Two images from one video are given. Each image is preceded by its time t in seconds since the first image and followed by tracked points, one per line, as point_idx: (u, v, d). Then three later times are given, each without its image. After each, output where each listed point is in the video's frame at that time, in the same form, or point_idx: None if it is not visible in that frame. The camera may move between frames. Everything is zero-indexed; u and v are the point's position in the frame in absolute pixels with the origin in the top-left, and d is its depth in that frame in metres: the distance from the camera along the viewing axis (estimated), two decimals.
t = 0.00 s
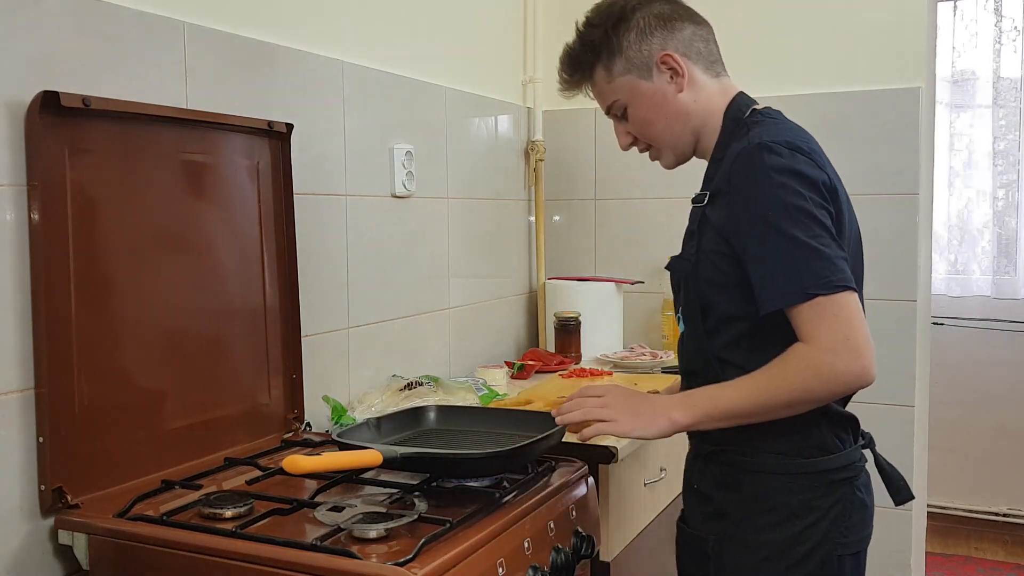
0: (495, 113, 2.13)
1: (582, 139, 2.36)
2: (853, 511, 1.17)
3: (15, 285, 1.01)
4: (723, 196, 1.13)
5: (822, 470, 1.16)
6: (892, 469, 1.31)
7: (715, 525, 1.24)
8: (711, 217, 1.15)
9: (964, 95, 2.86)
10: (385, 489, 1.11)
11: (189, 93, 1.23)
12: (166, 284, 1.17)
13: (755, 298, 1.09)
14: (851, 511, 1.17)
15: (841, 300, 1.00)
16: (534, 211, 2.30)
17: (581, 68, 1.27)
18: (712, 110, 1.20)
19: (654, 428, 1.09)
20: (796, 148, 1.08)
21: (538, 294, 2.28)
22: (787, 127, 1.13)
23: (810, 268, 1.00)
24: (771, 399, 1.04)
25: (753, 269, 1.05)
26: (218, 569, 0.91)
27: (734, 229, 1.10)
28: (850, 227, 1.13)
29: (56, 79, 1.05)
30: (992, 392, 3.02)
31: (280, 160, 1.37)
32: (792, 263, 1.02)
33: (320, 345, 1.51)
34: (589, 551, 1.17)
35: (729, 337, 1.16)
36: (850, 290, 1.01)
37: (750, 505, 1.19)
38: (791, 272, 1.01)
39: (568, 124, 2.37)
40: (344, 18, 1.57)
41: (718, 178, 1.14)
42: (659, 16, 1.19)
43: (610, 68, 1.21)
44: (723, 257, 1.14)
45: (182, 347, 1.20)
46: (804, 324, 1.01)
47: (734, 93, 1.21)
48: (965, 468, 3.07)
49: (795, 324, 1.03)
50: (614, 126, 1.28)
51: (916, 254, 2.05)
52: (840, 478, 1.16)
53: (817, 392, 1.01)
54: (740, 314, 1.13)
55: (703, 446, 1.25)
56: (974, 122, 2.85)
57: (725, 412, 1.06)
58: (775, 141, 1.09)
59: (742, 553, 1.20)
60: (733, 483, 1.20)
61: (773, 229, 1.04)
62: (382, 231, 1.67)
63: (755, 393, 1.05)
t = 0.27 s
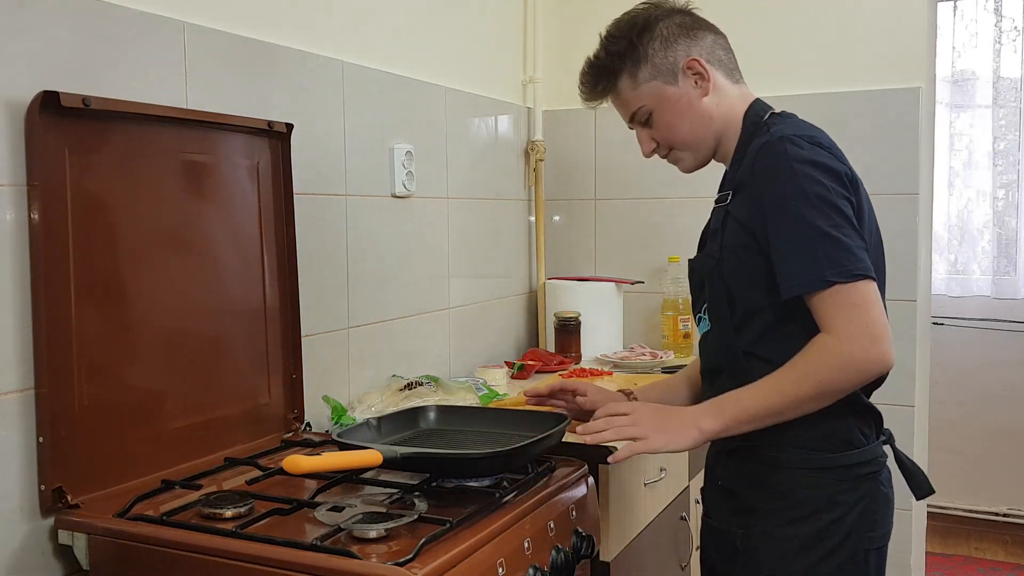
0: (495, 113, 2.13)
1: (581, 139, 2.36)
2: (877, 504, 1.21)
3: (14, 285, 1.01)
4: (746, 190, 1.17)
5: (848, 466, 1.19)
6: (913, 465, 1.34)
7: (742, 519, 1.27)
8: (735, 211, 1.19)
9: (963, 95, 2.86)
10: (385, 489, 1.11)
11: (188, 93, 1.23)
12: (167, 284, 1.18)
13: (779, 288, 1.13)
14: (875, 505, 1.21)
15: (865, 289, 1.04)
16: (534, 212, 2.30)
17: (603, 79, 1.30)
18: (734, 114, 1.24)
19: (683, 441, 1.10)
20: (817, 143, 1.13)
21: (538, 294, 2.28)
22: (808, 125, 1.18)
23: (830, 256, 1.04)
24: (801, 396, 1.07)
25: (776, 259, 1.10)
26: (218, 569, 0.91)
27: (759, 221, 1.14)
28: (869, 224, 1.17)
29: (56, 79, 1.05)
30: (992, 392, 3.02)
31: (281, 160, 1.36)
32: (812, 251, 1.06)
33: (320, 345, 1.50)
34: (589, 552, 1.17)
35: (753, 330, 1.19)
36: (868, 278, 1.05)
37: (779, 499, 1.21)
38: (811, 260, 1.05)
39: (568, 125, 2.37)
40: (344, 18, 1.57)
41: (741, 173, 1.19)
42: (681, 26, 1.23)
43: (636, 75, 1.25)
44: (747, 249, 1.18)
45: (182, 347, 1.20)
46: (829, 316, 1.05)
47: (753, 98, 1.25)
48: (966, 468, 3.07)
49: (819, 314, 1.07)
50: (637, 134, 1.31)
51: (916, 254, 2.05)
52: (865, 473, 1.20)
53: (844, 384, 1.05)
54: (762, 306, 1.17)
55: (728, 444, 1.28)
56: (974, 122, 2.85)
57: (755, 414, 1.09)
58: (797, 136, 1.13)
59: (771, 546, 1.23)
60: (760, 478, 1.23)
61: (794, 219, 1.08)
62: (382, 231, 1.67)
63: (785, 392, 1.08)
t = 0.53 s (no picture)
0: (495, 113, 2.13)
1: (582, 139, 2.36)
2: (881, 506, 1.23)
3: (14, 286, 1.01)
4: (758, 189, 1.17)
5: (858, 467, 1.20)
6: (911, 465, 1.34)
7: (748, 522, 1.27)
8: (745, 208, 1.20)
9: (963, 95, 2.86)
10: (385, 489, 1.11)
11: (189, 93, 1.23)
12: (167, 284, 1.18)
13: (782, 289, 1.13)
14: (880, 506, 1.23)
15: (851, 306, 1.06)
16: (535, 212, 2.30)
17: (622, 71, 1.27)
18: (751, 114, 1.24)
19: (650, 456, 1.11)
20: (835, 149, 1.13)
21: (537, 294, 2.28)
22: (828, 131, 1.18)
23: (827, 260, 1.05)
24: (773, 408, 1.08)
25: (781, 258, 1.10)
26: (218, 568, 0.91)
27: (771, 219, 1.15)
28: (880, 234, 1.17)
29: (55, 79, 1.05)
30: (992, 392, 3.02)
31: (281, 160, 1.36)
32: (812, 253, 1.06)
33: (320, 345, 1.50)
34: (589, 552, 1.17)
35: (759, 329, 1.19)
36: (859, 286, 1.05)
37: (787, 501, 1.22)
38: (808, 263, 1.06)
39: (568, 125, 2.37)
40: (344, 18, 1.57)
41: (756, 171, 1.19)
42: (704, 21, 1.21)
43: (657, 69, 1.22)
44: (755, 247, 1.18)
45: (182, 348, 1.20)
46: (806, 326, 1.07)
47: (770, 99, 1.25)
48: (966, 468, 3.07)
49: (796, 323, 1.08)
50: (652, 128, 1.29)
51: (916, 255, 2.05)
52: (871, 474, 1.21)
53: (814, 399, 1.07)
54: (767, 305, 1.17)
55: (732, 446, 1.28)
56: (974, 122, 2.85)
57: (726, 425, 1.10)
58: (818, 138, 1.13)
59: (777, 550, 1.23)
60: (768, 480, 1.23)
61: (803, 219, 1.08)
62: (382, 231, 1.67)
63: (757, 403, 1.09)
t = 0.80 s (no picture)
0: (495, 113, 2.13)
1: (582, 139, 2.36)
2: (877, 507, 1.23)
3: (13, 286, 1.01)
4: (760, 188, 1.17)
5: (853, 468, 1.20)
6: (909, 467, 1.34)
7: (744, 523, 1.26)
8: (746, 207, 1.20)
9: (963, 95, 2.86)
10: (385, 489, 1.11)
11: (189, 93, 1.23)
12: (166, 284, 1.18)
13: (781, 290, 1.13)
14: (875, 508, 1.23)
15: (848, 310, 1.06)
16: (535, 211, 2.30)
17: (632, 57, 1.26)
18: (759, 112, 1.24)
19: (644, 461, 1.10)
20: (840, 151, 1.13)
21: (537, 294, 2.28)
22: (834, 132, 1.18)
23: (826, 262, 1.05)
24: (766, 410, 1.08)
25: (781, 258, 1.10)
26: (218, 568, 0.91)
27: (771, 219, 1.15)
28: (880, 238, 1.17)
29: (55, 80, 1.05)
30: (992, 392, 3.02)
31: (280, 160, 1.36)
32: (811, 253, 1.06)
33: (320, 346, 1.51)
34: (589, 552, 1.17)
35: (757, 329, 1.19)
36: (856, 290, 1.05)
37: (784, 503, 1.21)
38: (807, 264, 1.06)
39: (568, 125, 2.37)
40: (344, 18, 1.57)
41: (758, 171, 1.19)
42: (719, 15, 1.21)
43: (668, 59, 1.22)
44: (755, 246, 1.18)
45: (182, 347, 1.20)
46: (802, 328, 1.07)
47: (778, 98, 1.25)
48: (966, 468, 3.07)
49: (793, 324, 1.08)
50: (658, 119, 1.28)
51: (916, 255, 2.05)
52: (867, 476, 1.22)
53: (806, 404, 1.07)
54: (765, 305, 1.17)
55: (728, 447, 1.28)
56: (974, 122, 2.85)
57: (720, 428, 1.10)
58: (823, 140, 1.13)
59: (773, 551, 1.23)
60: (764, 482, 1.23)
61: (804, 219, 1.08)
62: (382, 231, 1.67)
63: (750, 406, 1.09)
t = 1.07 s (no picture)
0: (495, 113, 2.13)
1: (582, 139, 2.36)
2: (879, 509, 1.23)
3: (14, 286, 1.01)
4: (762, 188, 1.17)
5: (856, 470, 1.20)
6: (910, 468, 1.34)
7: (746, 524, 1.26)
8: (748, 208, 1.20)
9: (963, 95, 2.86)
10: (385, 489, 1.11)
11: (189, 93, 1.23)
12: (166, 284, 1.18)
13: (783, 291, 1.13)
14: (878, 509, 1.23)
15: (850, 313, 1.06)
16: (535, 211, 2.30)
17: (635, 46, 1.25)
18: (759, 111, 1.24)
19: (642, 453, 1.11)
20: (844, 153, 1.13)
21: (537, 294, 2.28)
22: (838, 133, 1.18)
23: (829, 266, 1.05)
24: (766, 410, 1.08)
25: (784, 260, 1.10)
26: (218, 569, 0.91)
27: (773, 220, 1.15)
28: (882, 241, 1.18)
29: (55, 80, 1.05)
30: (992, 392, 3.02)
31: (281, 160, 1.36)
32: (815, 257, 1.06)
33: (320, 346, 1.51)
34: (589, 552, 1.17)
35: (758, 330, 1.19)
36: (859, 295, 1.06)
37: (785, 505, 1.21)
38: (810, 268, 1.06)
39: (568, 125, 2.37)
40: (344, 18, 1.57)
41: (761, 172, 1.19)
42: (726, 9, 1.20)
43: (670, 51, 1.21)
44: (757, 247, 1.18)
45: (182, 347, 1.20)
46: (804, 331, 1.07)
47: (780, 97, 1.25)
48: (966, 468, 3.07)
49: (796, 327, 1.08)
50: (657, 110, 1.28)
51: (916, 255, 2.05)
52: (869, 477, 1.22)
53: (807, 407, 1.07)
54: (767, 307, 1.17)
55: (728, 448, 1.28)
56: (974, 122, 2.85)
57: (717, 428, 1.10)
58: (826, 141, 1.13)
59: (775, 552, 1.22)
60: (766, 483, 1.23)
61: (808, 222, 1.08)
62: (382, 231, 1.67)
63: (752, 404, 1.09)
